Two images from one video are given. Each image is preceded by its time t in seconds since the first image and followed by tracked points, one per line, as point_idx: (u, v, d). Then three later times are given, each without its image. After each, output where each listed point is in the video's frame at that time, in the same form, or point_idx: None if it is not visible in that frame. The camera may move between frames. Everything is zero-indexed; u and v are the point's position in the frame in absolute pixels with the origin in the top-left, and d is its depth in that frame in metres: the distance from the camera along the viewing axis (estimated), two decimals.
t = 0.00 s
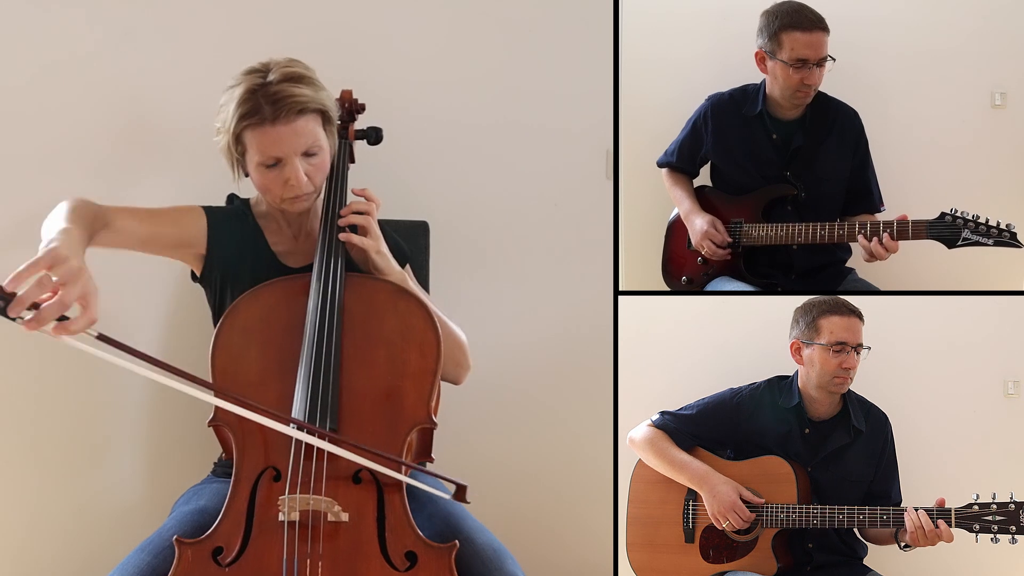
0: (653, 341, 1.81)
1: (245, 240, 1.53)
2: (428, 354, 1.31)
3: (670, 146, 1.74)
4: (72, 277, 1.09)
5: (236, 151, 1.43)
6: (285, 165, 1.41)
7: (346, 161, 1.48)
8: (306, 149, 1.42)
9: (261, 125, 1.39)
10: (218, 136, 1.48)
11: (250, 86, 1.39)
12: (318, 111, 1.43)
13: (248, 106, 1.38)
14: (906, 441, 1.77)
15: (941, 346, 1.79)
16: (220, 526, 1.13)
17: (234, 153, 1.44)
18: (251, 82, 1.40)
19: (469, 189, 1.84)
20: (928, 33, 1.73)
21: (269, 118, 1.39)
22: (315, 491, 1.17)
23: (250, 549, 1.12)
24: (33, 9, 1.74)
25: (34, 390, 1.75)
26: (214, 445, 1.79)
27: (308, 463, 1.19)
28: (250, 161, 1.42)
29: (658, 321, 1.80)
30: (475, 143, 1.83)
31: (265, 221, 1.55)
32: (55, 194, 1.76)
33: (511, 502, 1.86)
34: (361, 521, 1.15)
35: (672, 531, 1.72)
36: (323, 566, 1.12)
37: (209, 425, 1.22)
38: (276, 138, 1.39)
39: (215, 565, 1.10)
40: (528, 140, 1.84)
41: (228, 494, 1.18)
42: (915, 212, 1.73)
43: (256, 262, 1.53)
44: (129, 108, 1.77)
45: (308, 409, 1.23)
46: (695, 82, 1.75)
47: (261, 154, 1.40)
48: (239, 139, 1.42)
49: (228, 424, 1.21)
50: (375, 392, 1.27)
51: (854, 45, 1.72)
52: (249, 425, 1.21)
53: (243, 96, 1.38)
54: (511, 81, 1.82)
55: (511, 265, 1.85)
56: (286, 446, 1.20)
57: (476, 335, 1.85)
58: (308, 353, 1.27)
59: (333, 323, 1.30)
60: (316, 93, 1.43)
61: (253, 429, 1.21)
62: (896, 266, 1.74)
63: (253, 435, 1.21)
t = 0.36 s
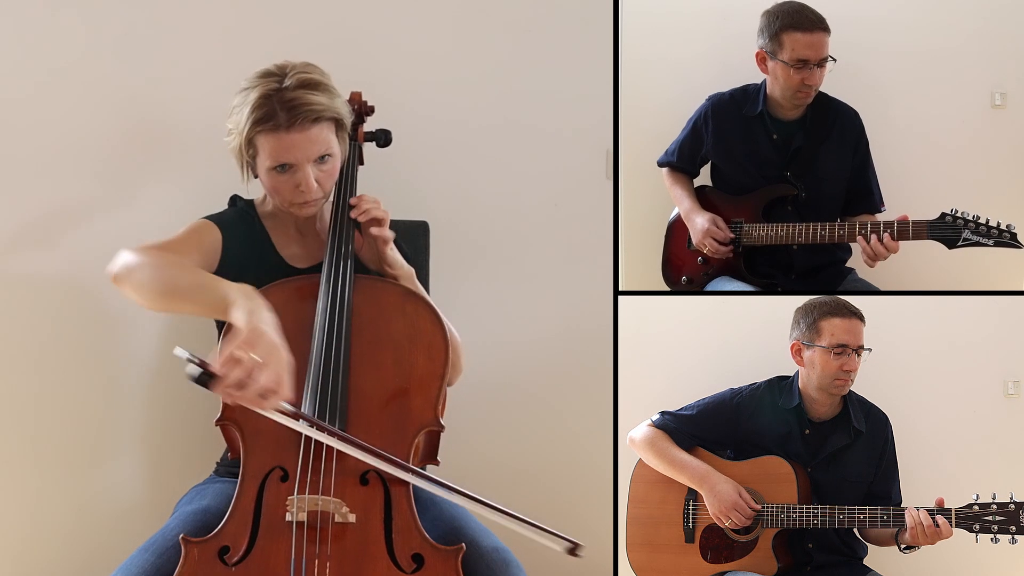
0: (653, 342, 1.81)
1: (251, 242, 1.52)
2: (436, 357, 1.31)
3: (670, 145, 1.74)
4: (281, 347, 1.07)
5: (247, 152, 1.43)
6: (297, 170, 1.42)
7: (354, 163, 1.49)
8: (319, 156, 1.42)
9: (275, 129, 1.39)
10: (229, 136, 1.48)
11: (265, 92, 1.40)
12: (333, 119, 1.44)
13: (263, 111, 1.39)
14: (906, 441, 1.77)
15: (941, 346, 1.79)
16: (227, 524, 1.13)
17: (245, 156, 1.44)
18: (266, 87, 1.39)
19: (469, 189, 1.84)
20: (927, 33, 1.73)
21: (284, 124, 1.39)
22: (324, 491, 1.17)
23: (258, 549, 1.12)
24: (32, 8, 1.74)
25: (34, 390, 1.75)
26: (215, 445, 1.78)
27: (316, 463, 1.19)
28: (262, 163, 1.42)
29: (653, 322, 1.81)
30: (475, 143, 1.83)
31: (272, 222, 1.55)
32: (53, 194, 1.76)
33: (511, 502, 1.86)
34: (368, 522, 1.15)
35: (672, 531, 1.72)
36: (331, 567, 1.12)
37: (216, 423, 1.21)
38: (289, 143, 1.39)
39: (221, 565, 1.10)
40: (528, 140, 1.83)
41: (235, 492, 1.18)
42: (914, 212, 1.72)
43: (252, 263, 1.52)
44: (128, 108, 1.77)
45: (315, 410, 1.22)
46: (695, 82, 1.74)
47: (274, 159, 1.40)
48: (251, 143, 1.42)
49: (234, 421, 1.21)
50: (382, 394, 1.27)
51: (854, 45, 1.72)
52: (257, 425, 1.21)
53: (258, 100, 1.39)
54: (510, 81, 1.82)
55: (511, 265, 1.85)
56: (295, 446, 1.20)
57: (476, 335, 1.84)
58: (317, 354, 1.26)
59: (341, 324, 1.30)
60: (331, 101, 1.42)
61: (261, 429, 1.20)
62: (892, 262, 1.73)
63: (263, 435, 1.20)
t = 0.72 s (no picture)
0: (655, 343, 1.82)
1: (238, 245, 1.55)
2: (427, 354, 1.31)
3: (670, 145, 1.74)
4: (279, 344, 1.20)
5: (230, 136, 1.52)
6: (278, 145, 1.50)
7: (343, 160, 1.46)
8: (298, 132, 1.51)
9: (255, 105, 1.50)
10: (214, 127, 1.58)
11: (246, 73, 1.52)
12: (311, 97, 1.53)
13: (244, 89, 1.50)
14: (906, 441, 1.77)
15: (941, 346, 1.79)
16: (219, 526, 1.13)
17: (229, 140, 1.53)
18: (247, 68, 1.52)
19: (469, 189, 1.84)
20: (927, 33, 1.73)
21: (263, 99, 1.50)
22: (314, 490, 1.17)
23: (250, 549, 1.12)
24: (33, 10, 1.75)
25: (33, 390, 1.75)
26: (214, 445, 1.78)
27: (307, 462, 1.19)
28: (244, 144, 1.51)
29: (650, 324, 1.82)
30: (475, 143, 1.83)
31: (257, 220, 1.57)
32: (54, 195, 1.77)
33: (511, 503, 1.84)
34: (360, 521, 1.15)
35: (672, 531, 1.73)
36: (322, 566, 1.12)
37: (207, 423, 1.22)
38: (269, 118, 1.49)
39: (215, 565, 1.10)
40: (527, 139, 1.83)
41: (227, 493, 1.17)
42: (915, 212, 1.72)
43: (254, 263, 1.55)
44: (127, 108, 1.77)
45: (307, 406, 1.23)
46: (695, 82, 1.75)
47: (256, 135, 1.49)
48: (235, 123, 1.51)
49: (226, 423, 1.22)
50: (374, 390, 1.28)
51: (854, 45, 1.72)
52: (249, 424, 1.22)
53: (240, 80, 1.50)
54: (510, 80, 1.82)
55: (510, 265, 1.84)
56: (286, 445, 1.20)
57: (476, 335, 1.84)
58: (308, 350, 1.27)
59: (332, 319, 1.31)
60: (308, 78, 1.53)
61: (252, 428, 1.21)
62: (894, 264, 1.73)
63: (254, 434, 1.21)
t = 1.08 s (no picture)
0: (653, 342, 1.81)
1: (232, 247, 1.58)
2: (410, 349, 1.31)
3: (670, 145, 1.74)
4: (110, 290, 1.14)
5: (208, 128, 1.52)
6: (255, 132, 1.50)
7: (321, 158, 1.44)
8: (275, 118, 1.51)
9: (231, 94, 1.50)
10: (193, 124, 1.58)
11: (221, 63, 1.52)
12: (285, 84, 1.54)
13: (219, 78, 1.50)
14: (906, 441, 1.77)
15: (941, 346, 1.79)
16: (205, 529, 1.14)
17: (207, 132, 1.53)
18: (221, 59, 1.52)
19: (468, 189, 1.84)
20: (927, 33, 1.73)
21: (238, 87, 1.50)
22: (296, 489, 1.18)
23: (235, 550, 1.13)
24: (34, 11, 1.76)
25: (35, 389, 1.76)
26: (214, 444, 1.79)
27: (290, 460, 1.19)
28: (222, 134, 1.51)
29: (653, 321, 1.81)
30: (475, 143, 1.83)
31: (239, 219, 1.59)
32: (55, 195, 1.77)
33: (511, 503, 1.85)
34: (344, 518, 1.15)
35: (672, 531, 1.73)
36: (306, 565, 1.13)
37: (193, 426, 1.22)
38: (245, 105, 1.50)
39: (201, 567, 1.11)
40: (527, 140, 1.83)
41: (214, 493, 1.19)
42: (915, 212, 1.72)
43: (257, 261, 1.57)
44: (128, 109, 1.77)
45: (288, 406, 1.23)
46: (695, 82, 1.74)
47: (232, 123, 1.49)
48: (212, 114, 1.52)
49: (213, 425, 1.22)
50: (357, 388, 1.27)
51: (853, 45, 1.72)
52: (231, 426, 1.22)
53: (215, 71, 1.51)
54: (510, 81, 1.82)
55: (511, 266, 1.84)
56: (268, 446, 1.21)
57: (476, 335, 1.85)
58: (289, 349, 1.27)
59: (312, 318, 1.30)
60: (283, 66, 1.54)
61: (236, 429, 1.22)
62: (896, 265, 1.73)
63: (236, 436, 1.21)
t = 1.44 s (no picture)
0: (653, 342, 1.82)
1: (231, 248, 1.58)
2: (407, 349, 1.30)
3: (670, 145, 1.74)
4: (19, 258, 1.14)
5: (207, 130, 1.53)
6: (253, 134, 1.51)
7: (320, 159, 1.44)
8: (272, 119, 1.52)
9: (229, 95, 1.51)
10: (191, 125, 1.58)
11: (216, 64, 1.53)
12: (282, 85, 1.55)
13: (216, 80, 1.51)
14: (905, 441, 1.77)
15: (941, 346, 1.79)
16: (203, 529, 1.14)
17: (206, 134, 1.54)
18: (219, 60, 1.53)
19: (468, 189, 1.84)
20: (927, 33, 1.73)
21: (236, 88, 1.51)
22: (294, 489, 1.18)
23: (232, 550, 1.12)
24: (34, 10, 1.76)
25: (34, 388, 1.76)
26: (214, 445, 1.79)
27: (287, 460, 1.20)
28: (220, 135, 1.52)
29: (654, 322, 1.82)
30: (475, 143, 1.83)
31: (239, 220, 1.59)
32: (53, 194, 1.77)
33: (511, 503, 1.85)
34: (342, 518, 1.15)
35: (672, 531, 1.73)
36: (304, 565, 1.12)
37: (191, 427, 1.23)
38: (243, 107, 1.51)
39: (198, 567, 1.11)
40: (527, 139, 1.83)
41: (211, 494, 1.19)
42: (915, 212, 1.72)
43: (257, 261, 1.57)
44: (128, 108, 1.77)
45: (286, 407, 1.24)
46: (695, 83, 1.74)
47: (230, 125, 1.50)
48: (210, 115, 1.53)
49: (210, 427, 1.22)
50: (355, 388, 1.27)
51: (853, 45, 1.71)
52: (229, 428, 1.22)
53: (213, 72, 1.52)
54: (510, 81, 1.82)
55: (511, 266, 1.84)
56: (267, 448, 1.21)
57: (476, 335, 1.84)
58: (286, 351, 1.28)
59: (310, 319, 1.31)
60: (280, 67, 1.55)
61: (234, 431, 1.22)
62: (894, 264, 1.73)
63: (235, 437, 1.22)
